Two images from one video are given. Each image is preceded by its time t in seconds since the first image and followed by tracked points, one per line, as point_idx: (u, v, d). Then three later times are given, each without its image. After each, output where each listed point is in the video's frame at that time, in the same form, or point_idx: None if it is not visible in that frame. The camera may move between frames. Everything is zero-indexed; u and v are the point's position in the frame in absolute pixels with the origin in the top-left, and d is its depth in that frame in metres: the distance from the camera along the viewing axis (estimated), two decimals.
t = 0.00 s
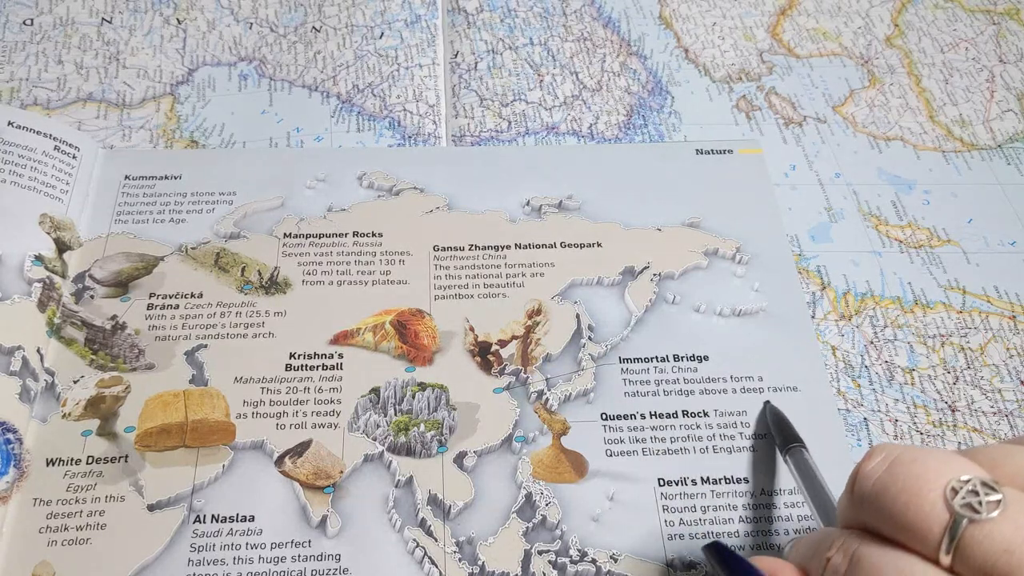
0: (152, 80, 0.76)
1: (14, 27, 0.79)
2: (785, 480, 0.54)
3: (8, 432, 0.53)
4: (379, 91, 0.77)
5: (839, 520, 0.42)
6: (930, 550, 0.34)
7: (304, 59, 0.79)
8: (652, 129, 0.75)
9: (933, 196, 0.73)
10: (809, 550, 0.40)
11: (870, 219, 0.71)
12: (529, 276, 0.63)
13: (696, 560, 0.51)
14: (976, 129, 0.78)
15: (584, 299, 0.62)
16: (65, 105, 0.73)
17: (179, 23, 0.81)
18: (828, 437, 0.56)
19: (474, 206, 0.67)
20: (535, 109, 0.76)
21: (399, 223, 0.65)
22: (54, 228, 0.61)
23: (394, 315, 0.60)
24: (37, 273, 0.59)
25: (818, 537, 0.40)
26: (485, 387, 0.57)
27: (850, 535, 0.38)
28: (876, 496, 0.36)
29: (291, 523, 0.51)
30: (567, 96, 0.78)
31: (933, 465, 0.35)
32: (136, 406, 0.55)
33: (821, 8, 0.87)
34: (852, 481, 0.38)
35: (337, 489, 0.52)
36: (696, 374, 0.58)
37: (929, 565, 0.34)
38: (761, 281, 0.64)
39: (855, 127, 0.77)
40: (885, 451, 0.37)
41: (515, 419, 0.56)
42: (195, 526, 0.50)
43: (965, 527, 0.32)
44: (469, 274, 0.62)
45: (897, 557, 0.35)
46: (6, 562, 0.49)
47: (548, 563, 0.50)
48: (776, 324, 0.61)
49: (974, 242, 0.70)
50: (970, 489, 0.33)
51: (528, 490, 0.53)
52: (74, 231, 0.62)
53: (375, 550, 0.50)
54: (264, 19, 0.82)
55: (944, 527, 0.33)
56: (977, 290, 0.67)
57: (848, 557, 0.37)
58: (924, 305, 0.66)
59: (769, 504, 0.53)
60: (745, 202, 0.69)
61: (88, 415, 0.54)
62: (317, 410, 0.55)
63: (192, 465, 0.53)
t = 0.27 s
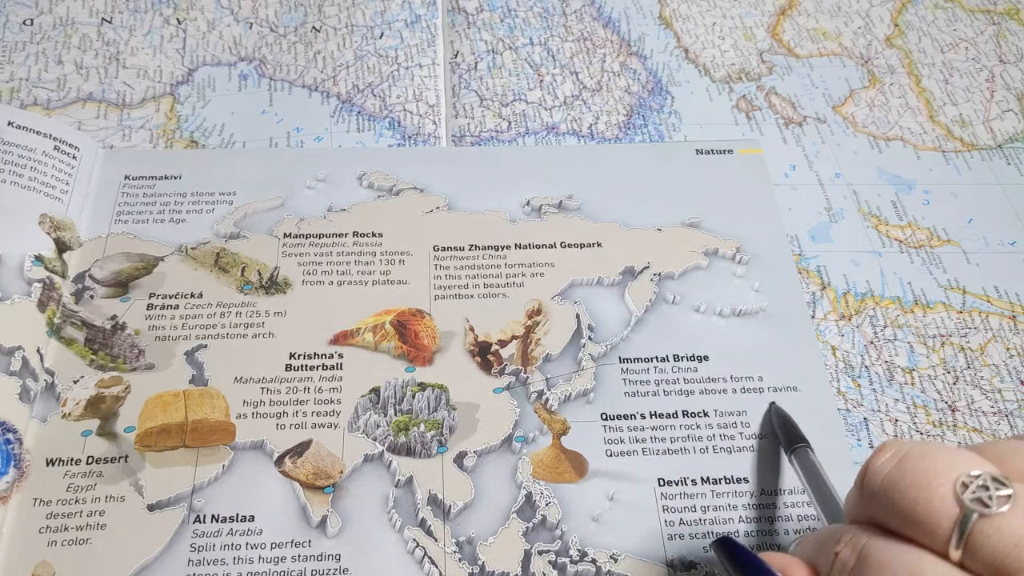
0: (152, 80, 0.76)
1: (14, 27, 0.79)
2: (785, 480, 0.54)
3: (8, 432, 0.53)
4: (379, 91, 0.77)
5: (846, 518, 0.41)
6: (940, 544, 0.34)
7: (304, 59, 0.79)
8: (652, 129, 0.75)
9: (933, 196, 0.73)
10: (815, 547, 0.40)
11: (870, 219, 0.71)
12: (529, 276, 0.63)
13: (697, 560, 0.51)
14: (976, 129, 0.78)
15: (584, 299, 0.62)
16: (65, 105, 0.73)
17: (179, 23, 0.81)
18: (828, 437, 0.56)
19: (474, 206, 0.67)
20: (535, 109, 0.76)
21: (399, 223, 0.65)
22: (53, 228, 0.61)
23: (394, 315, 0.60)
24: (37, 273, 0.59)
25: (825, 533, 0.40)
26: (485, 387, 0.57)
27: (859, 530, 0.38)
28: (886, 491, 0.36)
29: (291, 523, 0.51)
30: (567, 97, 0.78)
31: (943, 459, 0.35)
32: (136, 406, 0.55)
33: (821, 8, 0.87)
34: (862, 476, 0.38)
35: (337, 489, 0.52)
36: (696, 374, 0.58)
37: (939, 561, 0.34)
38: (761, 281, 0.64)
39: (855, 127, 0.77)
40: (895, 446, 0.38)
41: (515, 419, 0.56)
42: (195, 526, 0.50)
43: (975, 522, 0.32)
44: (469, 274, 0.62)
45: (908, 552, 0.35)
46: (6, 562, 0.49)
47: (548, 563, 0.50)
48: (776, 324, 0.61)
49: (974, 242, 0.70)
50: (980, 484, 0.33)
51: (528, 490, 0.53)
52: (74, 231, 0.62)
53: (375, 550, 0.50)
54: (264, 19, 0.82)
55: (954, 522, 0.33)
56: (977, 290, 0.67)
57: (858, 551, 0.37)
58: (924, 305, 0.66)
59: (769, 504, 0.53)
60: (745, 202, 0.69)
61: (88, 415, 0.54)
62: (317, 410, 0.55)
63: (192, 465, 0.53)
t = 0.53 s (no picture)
0: (152, 80, 0.76)
1: (14, 27, 0.79)
2: (785, 480, 0.54)
3: (8, 432, 0.53)
4: (379, 91, 0.77)
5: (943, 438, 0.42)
6: None
7: (304, 59, 0.79)
8: (652, 129, 0.75)
9: (933, 197, 0.73)
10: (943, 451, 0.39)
11: (870, 219, 0.71)
12: (530, 276, 0.63)
13: (696, 560, 0.51)
14: (976, 129, 0.78)
15: (584, 299, 0.62)
16: (65, 106, 0.73)
17: (179, 23, 0.81)
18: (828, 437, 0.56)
19: (475, 206, 0.67)
20: (535, 109, 0.76)
21: (399, 223, 0.65)
22: (53, 228, 0.61)
23: (394, 314, 0.60)
24: (37, 273, 0.59)
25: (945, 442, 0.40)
26: (485, 387, 0.57)
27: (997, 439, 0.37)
28: None
29: (291, 523, 0.51)
30: (567, 97, 0.78)
31: (1016, 447, 0.36)
32: (136, 406, 0.55)
33: (821, 8, 0.87)
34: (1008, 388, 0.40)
35: (337, 489, 0.52)
36: (696, 374, 0.58)
37: None
38: (761, 280, 0.64)
39: (855, 127, 0.77)
40: None
41: (515, 419, 0.56)
42: (195, 526, 0.50)
43: None
44: (469, 274, 0.62)
45: None
46: (7, 562, 0.49)
47: (548, 562, 0.51)
48: (776, 324, 0.61)
49: (973, 242, 0.70)
50: None
51: (528, 490, 0.53)
52: (74, 231, 0.62)
53: (375, 550, 0.50)
54: (263, 19, 0.82)
55: None
56: (977, 290, 0.67)
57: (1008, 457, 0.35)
58: (924, 305, 0.66)
59: (768, 504, 0.53)
60: (745, 202, 0.69)
61: (88, 415, 0.54)
62: (317, 410, 0.55)
63: (192, 465, 0.53)
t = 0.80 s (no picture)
0: (152, 80, 0.76)
1: (14, 27, 0.79)
2: (785, 480, 0.54)
3: (8, 432, 0.53)
4: (379, 91, 0.77)
5: None
6: None
7: (304, 59, 0.79)
8: (652, 129, 0.75)
9: (933, 197, 0.73)
10: None
11: (870, 219, 0.71)
12: (529, 276, 0.63)
13: (696, 560, 0.51)
14: (976, 129, 0.78)
15: (584, 299, 0.62)
16: (65, 106, 0.73)
17: (179, 23, 0.81)
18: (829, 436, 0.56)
19: (475, 206, 0.67)
20: (535, 109, 0.76)
21: (399, 223, 0.65)
22: (53, 228, 0.61)
23: (394, 314, 0.60)
24: (37, 273, 0.59)
25: None
26: (486, 388, 0.57)
27: None
28: None
29: (292, 523, 0.51)
30: (567, 97, 0.78)
31: None
32: (136, 406, 0.55)
33: (822, 8, 0.87)
34: None
35: (337, 489, 0.52)
36: (696, 374, 0.58)
37: None
38: (761, 280, 0.64)
39: (855, 127, 0.77)
40: None
41: (515, 419, 0.56)
42: (195, 526, 0.51)
43: None
44: (469, 274, 0.62)
45: None
46: (7, 562, 0.49)
47: (548, 562, 0.51)
48: (775, 323, 0.61)
49: (973, 242, 0.70)
50: None
51: (528, 490, 0.53)
52: (74, 231, 0.62)
53: (375, 550, 0.50)
54: (263, 19, 0.82)
55: None
56: (977, 290, 0.67)
57: None
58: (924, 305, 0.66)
59: (769, 504, 0.53)
60: (745, 202, 0.69)
61: (88, 415, 0.54)
62: (317, 410, 0.55)
63: (192, 465, 0.53)
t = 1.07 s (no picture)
0: (152, 80, 0.76)
1: (14, 27, 0.79)
2: (785, 480, 0.54)
3: (9, 432, 0.53)
4: (379, 91, 0.77)
5: None
6: None
7: (304, 59, 0.79)
8: (651, 129, 0.75)
9: (933, 196, 0.73)
10: None
11: (870, 218, 0.71)
12: (529, 275, 0.63)
13: (696, 559, 0.51)
14: (976, 129, 0.78)
15: (584, 298, 0.62)
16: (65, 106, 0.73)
17: (179, 23, 0.81)
18: (829, 436, 0.56)
19: (475, 206, 0.67)
20: (535, 109, 0.76)
21: (399, 223, 0.65)
22: (54, 228, 0.61)
23: (394, 314, 0.60)
24: (37, 273, 0.59)
25: None
26: (486, 387, 0.57)
27: None
28: None
29: (292, 523, 0.51)
30: (567, 97, 0.78)
31: None
32: (136, 406, 0.55)
33: (822, 8, 0.87)
34: None
35: (337, 488, 0.52)
36: (696, 373, 0.58)
37: None
38: (760, 280, 0.64)
39: (855, 127, 0.77)
40: None
41: (515, 419, 0.56)
42: (196, 526, 0.51)
43: None
44: (469, 274, 0.62)
45: None
46: (8, 562, 0.49)
47: (548, 562, 0.51)
48: (774, 323, 0.61)
49: (973, 242, 0.70)
50: None
51: (528, 489, 0.53)
52: (73, 231, 0.62)
53: (376, 550, 0.50)
54: (263, 19, 0.82)
55: None
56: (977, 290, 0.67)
57: None
58: (924, 305, 0.66)
59: (769, 504, 0.53)
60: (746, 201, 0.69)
61: (89, 415, 0.54)
62: (317, 409, 0.55)
63: (193, 465, 0.53)
